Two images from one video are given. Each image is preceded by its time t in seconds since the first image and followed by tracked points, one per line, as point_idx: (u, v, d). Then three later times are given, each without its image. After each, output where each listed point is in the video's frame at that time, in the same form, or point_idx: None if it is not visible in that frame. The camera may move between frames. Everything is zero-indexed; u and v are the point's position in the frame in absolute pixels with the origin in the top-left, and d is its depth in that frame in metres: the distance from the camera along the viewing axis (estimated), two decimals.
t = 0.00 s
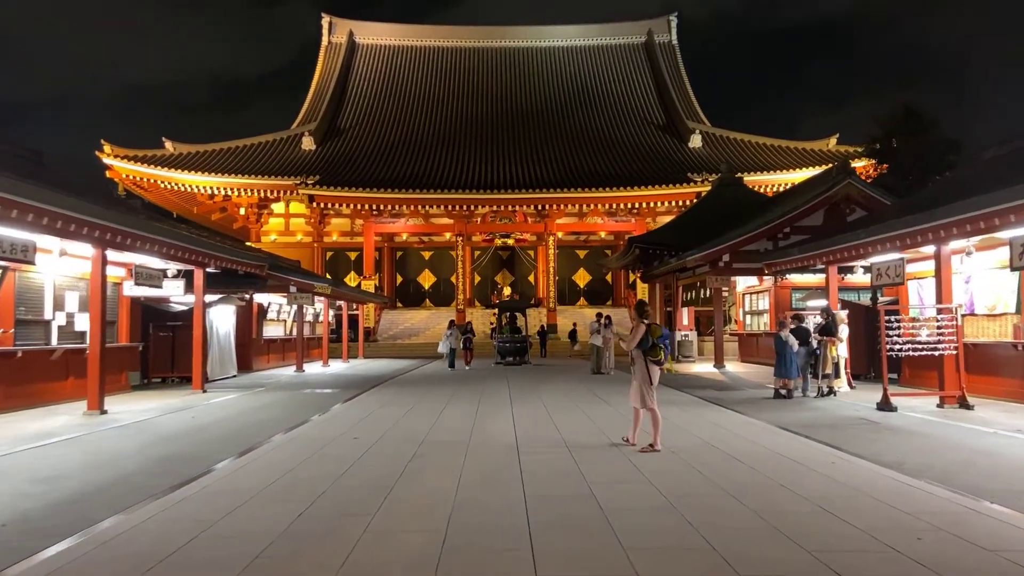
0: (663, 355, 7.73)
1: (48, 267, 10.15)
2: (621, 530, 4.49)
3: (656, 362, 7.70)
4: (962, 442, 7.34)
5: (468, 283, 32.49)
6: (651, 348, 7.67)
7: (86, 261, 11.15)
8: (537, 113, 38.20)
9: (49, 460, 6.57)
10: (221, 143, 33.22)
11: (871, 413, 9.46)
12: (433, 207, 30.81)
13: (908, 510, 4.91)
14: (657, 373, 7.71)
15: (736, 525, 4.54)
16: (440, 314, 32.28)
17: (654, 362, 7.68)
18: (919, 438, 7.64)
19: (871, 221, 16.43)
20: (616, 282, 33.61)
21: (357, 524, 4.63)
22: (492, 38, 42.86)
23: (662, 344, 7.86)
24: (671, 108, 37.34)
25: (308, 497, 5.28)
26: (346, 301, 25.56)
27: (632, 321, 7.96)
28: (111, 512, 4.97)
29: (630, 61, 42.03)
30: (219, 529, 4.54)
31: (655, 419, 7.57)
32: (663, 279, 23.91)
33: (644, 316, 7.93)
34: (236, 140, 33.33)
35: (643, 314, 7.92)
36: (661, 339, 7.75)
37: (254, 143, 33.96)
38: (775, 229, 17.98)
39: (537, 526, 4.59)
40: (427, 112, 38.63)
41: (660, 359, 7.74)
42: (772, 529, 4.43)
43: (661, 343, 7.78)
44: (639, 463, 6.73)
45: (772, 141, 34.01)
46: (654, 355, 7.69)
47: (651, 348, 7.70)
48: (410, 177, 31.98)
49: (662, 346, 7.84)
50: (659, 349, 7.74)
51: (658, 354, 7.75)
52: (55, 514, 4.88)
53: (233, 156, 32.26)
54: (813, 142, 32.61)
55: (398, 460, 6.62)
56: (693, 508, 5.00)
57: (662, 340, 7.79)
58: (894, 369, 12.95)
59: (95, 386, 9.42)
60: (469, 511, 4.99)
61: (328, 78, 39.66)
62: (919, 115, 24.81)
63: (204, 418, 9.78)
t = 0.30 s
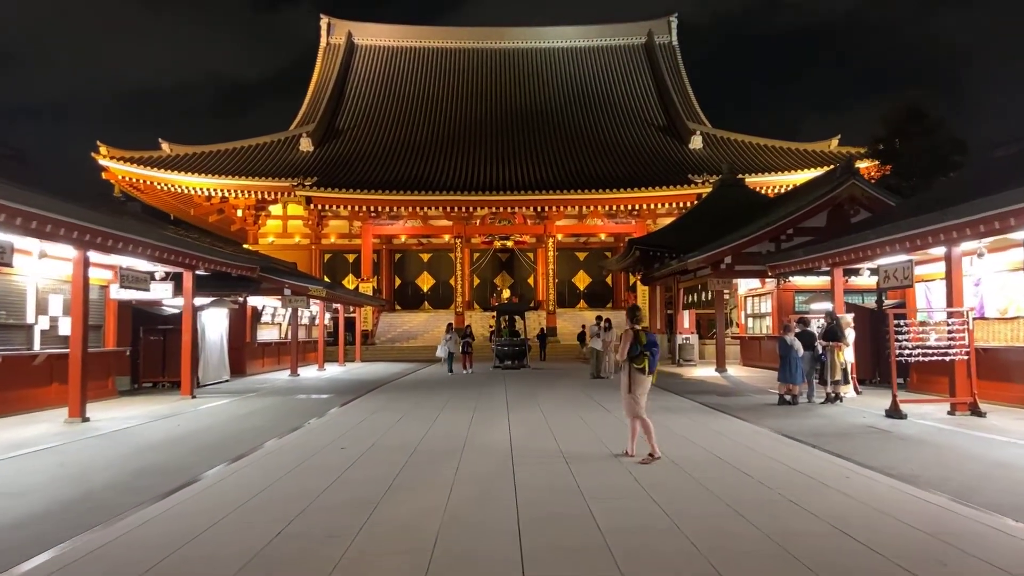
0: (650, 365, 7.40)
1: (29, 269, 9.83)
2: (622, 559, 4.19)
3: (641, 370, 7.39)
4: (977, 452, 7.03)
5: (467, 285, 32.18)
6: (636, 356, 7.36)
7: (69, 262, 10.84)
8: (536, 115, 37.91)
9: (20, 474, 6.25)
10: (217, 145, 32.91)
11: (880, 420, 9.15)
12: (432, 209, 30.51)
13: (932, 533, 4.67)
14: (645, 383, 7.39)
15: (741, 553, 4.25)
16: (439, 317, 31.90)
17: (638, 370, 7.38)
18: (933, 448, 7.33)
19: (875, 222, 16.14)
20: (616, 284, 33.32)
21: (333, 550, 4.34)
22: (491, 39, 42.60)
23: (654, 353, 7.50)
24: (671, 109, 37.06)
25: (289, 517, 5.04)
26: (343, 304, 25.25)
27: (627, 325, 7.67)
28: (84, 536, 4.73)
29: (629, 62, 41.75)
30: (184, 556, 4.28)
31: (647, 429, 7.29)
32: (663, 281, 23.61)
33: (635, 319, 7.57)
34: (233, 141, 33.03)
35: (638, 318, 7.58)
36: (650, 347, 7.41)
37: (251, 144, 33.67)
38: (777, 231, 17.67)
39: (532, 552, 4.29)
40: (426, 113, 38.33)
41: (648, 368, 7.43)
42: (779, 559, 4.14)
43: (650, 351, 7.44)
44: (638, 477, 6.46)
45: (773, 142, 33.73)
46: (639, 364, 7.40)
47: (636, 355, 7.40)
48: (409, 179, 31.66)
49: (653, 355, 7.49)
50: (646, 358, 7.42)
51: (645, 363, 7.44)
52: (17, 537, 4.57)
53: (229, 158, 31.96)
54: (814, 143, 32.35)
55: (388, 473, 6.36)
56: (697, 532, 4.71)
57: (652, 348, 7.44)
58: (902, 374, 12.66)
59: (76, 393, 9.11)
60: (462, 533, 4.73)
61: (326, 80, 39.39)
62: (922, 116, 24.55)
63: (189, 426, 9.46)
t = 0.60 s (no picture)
0: (643, 364, 7.18)
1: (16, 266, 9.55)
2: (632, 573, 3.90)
3: (634, 370, 7.19)
4: (998, 456, 6.75)
5: (468, 286, 31.88)
6: (627, 353, 7.17)
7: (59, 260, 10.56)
8: (537, 114, 37.62)
9: None
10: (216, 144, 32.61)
11: (894, 422, 8.87)
12: (433, 209, 30.22)
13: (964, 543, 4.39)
14: (639, 382, 7.17)
15: (756, 566, 3.97)
16: (439, 317, 31.58)
17: (632, 369, 7.19)
18: (950, 451, 7.05)
19: (882, 220, 15.85)
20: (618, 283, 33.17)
21: (319, 563, 4.07)
22: (492, 38, 42.32)
23: (650, 351, 7.23)
24: (673, 108, 36.76)
25: (275, 526, 4.76)
26: (342, 305, 24.98)
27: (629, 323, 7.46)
28: (57, 545, 4.46)
29: (631, 61, 41.45)
30: (160, 568, 4.02)
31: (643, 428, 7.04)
32: (666, 281, 23.32)
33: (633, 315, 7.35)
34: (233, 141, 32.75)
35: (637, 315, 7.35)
36: (643, 344, 7.15)
37: (250, 144, 33.39)
38: (782, 229, 17.37)
39: (533, 567, 4.01)
40: (426, 113, 38.05)
41: (643, 368, 7.20)
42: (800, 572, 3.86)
43: (644, 348, 7.19)
44: (644, 482, 6.15)
45: (776, 142, 33.42)
46: (633, 362, 7.20)
47: (630, 353, 7.20)
48: (409, 179, 31.37)
49: (649, 353, 7.22)
50: (641, 356, 7.19)
51: (641, 361, 7.21)
52: None
53: (229, 158, 31.68)
54: (818, 142, 32.07)
55: (382, 478, 6.07)
56: (712, 543, 4.42)
57: (646, 346, 7.19)
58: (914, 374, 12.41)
59: (62, 394, 8.83)
60: (460, 545, 4.44)
61: (327, 79, 39.13)
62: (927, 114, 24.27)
63: (181, 427, 9.16)
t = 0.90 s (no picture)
0: (639, 370, 6.90)
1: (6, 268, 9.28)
2: None
3: (633, 375, 6.96)
4: None
5: (471, 286, 31.57)
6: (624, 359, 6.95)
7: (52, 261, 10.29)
8: (542, 113, 37.29)
9: None
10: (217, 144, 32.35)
11: (913, 429, 8.57)
12: (435, 209, 29.92)
13: (1006, 568, 4.11)
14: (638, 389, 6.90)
15: None
16: (443, 318, 31.29)
17: (631, 374, 6.96)
18: (976, 461, 6.75)
19: (894, 220, 15.51)
20: (623, 284, 32.87)
21: None
22: (496, 37, 42.01)
23: (649, 355, 6.87)
24: (678, 107, 36.42)
25: (265, 546, 4.45)
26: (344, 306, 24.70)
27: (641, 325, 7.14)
28: (33, 565, 4.19)
29: (635, 60, 41.10)
30: None
31: (651, 435, 6.74)
32: (672, 282, 23.00)
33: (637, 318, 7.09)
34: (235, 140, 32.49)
35: (642, 318, 7.02)
36: (637, 350, 6.85)
37: (252, 143, 33.13)
38: (792, 229, 17.03)
39: None
40: (429, 112, 37.75)
41: (641, 373, 6.91)
42: None
43: (641, 353, 6.87)
44: (653, 491, 5.81)
45: (782, 141, 33.05)
46: (632, 367, 6.96)
47: (628, 358, 6.97)
48: (412, 178, 31.06)
49: (648, 358, 6.87)
50: (638, 361, 6.90)
51: (640, 366, 6.91)
52: None
53: (230, 157, 31.41)
54: (825, 141, 31.71)
55: (378, 491, 5.74)
56: (733, 565, 4.13)
57: (643, 350, 6.87)
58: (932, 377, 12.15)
59: (52, 399, 8.54)
60: (462, 565, 4.16)
61: (329, 79, 38.84)
62: (937, 113, 23.92)
63: (175, 433, 8.88)
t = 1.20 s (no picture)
0: (629, 365, 6.63)
1: None
2: None
3: (626, 372, 6.71)
4: None
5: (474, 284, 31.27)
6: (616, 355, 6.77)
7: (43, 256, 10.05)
8: (545, 111, 37.00)
9: None
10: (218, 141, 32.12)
11: (929, 428, 8.29)
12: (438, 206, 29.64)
13: None
14: (630, 385, 6.61)
15: None
16: (445, 316, 31.01)
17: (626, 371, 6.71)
18: (1000, 462, 6.43)
19: (905, 215, 15.18)
20: (627, 282, 32.57)
21: None
22: (499, 35, 41.72)
23: (638, 350, 6.59)
24: (683, 105, 36.08)
25: (248, 554, 4.15)
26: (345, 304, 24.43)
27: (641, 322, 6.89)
28: None
29: (639, 58, 40.78)
30: None
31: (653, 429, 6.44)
32: (677, 279, 22.70)
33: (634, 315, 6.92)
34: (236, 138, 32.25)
35: (636, 314, 6.79)
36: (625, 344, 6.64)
37: (254, 141, 32.90)
38: (800, 225, 16.69)
39: None
40: (432, 110, 37.47)
41: (633, 369, 6.62)
42: None
43: (630, 348, 6.63)
44: (660, 488, 5.51)
45: (788, 137, 32.69)
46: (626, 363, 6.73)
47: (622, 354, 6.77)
48: (414, 176, 30.78)
49: (638, 352, 6.57)
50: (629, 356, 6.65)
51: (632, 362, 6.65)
52: None
53: (231, 155, 31.16)
54: (831, 138, 31.35)
55: (372, 492, 5.43)
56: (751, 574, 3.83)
57: (632, 344, 6.62)
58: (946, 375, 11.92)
59: (40, 397, 8.31)
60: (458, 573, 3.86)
61: (332, 77, 38.60)
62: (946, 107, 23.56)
63: (168, 432, 8.62)
